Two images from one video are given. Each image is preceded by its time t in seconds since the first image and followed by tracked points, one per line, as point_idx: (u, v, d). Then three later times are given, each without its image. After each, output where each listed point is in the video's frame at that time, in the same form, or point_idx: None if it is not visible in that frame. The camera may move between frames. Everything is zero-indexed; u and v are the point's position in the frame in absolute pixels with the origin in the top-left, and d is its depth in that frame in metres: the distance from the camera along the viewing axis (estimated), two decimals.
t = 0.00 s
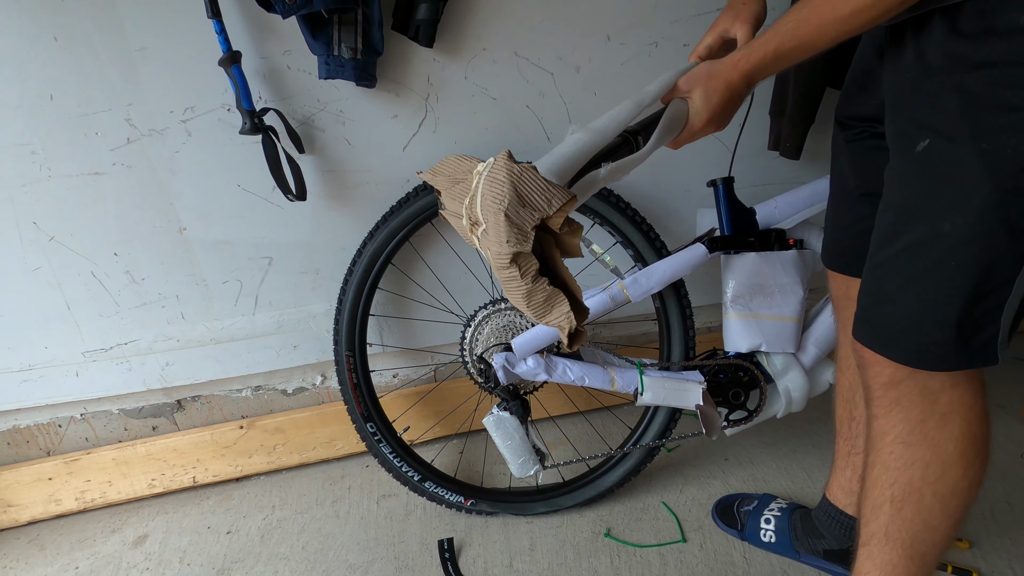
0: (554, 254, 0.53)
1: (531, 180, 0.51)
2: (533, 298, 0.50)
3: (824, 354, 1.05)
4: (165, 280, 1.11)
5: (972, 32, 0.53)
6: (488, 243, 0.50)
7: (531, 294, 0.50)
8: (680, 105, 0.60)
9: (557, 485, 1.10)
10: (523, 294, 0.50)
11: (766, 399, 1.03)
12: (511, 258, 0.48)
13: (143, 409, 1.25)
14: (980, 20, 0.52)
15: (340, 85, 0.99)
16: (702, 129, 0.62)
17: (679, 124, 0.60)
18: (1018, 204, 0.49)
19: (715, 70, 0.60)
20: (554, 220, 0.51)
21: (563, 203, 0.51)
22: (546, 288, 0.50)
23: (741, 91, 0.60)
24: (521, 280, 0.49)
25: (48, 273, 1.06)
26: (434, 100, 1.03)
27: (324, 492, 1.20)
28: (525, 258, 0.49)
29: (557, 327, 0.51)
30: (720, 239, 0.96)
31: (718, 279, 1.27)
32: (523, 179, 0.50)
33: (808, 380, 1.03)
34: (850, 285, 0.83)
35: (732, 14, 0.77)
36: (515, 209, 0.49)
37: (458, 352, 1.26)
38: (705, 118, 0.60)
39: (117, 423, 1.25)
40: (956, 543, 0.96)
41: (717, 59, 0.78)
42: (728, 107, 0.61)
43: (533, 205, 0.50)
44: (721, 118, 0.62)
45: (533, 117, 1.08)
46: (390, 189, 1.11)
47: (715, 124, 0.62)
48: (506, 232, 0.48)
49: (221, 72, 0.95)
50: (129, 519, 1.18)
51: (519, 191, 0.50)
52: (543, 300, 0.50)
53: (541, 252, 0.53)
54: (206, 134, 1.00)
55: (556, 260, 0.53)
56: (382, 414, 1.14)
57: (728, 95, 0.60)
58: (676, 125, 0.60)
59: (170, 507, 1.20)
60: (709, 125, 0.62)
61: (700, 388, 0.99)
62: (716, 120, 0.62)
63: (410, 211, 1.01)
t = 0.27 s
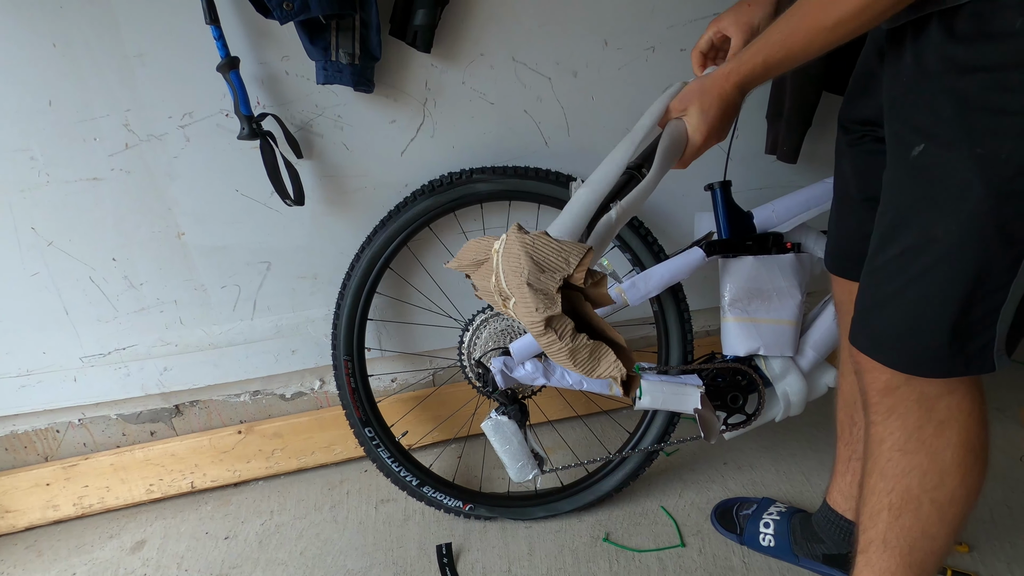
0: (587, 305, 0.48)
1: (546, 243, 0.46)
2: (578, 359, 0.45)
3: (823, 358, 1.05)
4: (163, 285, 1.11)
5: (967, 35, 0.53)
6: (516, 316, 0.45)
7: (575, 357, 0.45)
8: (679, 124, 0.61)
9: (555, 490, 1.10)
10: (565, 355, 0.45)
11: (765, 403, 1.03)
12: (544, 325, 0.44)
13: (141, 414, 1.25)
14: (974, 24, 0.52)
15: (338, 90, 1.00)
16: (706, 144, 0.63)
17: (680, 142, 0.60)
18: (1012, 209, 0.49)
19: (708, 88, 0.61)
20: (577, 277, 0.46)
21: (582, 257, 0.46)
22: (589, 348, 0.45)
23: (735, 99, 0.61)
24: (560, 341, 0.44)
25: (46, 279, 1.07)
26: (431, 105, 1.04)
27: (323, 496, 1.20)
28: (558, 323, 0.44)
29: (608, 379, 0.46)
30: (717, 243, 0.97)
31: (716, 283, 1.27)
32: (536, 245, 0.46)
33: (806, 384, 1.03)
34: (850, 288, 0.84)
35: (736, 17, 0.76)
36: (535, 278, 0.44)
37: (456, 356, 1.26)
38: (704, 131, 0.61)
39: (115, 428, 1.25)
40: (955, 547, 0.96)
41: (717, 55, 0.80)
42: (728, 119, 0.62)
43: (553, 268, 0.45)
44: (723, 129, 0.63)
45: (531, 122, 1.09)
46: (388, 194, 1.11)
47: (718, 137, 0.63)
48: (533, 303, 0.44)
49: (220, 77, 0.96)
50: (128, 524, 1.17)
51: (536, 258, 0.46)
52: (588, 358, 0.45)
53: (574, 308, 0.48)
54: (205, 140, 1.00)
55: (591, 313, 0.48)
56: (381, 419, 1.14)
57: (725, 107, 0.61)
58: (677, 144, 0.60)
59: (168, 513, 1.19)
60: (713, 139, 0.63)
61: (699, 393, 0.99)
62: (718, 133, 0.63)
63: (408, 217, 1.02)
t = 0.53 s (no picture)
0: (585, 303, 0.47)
1: (539, 247, 0.46)
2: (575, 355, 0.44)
3: (821, 364, 1.05)
4: (162, 288, 1.11)
5: (964, 42, 0.53)
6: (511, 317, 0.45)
7: (571, 352, 0.44)
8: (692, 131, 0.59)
9: (552, 495, 1.10)
10: (562, 352, 0.44)
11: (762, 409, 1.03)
12: (538, 322, 0.43)
13: (138, 416, 1.24)
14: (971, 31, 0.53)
15: (338, 94, 1.00)
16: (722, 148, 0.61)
17: (694, 148, 0.58)
18: (1005, 217, 0.49)
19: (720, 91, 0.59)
20: (568, 276, 0.45)
21: (571, 256, 0.45)
22: (584, 343, 0.44)
23: (747, 102, 0.59)
24: (555, 337, 0.44)
25: (45, 280, 1.07)
26: (430, 109, 1.04)
27: (319, 500, 1.20)
28: (551, 320, 0.44)
29: (608, 374, 0.45)
30: (716, 248, 0.97)
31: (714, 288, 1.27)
32: (528, 248, 0.46)
33: (804, 390, 1.03)
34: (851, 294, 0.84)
35: (711, 35, 0.75)
36: (526, 278, 0.44)
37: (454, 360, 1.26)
38: (718, 135, 0.59)
39: (112, 430, 1.24)
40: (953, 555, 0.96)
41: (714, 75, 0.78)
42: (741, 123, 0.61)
43: (544, 268, 0.45)
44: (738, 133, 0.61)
45: (530, 127, 1.09)
46: (386, 198, 1.12)
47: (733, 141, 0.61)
48: (523, 303, 0.43)
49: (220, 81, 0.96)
50: (123, 527, 1.17)
51: (528, 260, 0.46)
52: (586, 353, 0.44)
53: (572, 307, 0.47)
54: (204, 143, 1.01)
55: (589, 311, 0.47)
56: (378, 422, 1.14)
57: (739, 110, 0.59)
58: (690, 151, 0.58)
59: (164, 516, 1.19)
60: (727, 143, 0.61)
61: (696, 398, 0.99)
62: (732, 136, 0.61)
63: (406, 221, 1.02)
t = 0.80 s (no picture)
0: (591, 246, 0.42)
1: (543, 184, 0.43)
2: (581, 297, 0.40)
3: (815, 365, 1.05)
4: (155, 289, 1.11)
5: (955, 44, 0.53)
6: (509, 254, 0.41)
7: (576, 293, 0.40)
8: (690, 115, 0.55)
9: (547, 496, 1.10)
10: (567, 292, 0.39)
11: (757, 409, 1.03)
12: (541, 255, 0.39)
13: (131, 418, 1.24)
14: (963, 33, 0.53)
15: (333, 95, 1.00)
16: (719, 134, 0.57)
17: (691, 131, 0.54)
18: (992, 217, 0.50)
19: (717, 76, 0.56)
20: (575, 212, 0.41)
21: (578, 191, 0.42)
22: (591, 282, 0.40)
23: (744, 88, 0.57)
24: (560, 274, 0.39)
25: (37, 281, 1.06)
26: (425, 110, 1.04)
27: (314, 502, 1.19)
28: (555, 256, 0.40)
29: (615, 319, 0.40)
30: (710, 249, 0.96)
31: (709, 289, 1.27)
32: (532, 185, 0.43)
33: (798, 391, 1.03)
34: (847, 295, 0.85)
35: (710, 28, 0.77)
36: (528, 210, 0.41)
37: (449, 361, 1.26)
38: (715, 120, 0.56)
39: (105, 432, 1.24)
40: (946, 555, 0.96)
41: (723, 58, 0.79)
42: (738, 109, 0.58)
43: (548, 202, 0.41)
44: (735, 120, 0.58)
45: (525, 128, 1.09)
46: (381, 199, 1.11)
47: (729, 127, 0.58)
48: (523, 234, 0.39)
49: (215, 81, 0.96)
50: (116, 529, 1.16)
51: (531, 196, 0.42)
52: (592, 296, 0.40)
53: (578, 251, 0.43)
54: (198, 143, 1.00)
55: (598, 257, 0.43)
56: (372, 423, 1.13)
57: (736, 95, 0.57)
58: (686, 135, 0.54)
59: (158, 518, 1.18)
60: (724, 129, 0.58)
61: (690, 399, 0.99)
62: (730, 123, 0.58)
63: (401, 222, 1.02)
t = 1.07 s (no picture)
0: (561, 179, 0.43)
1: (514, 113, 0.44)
2: (546, 226, 0.41)
3: (806, 361, 1.06)
4: (146, 289, 1.10)
5: (940, 41, 0.53)
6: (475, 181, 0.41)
7: (542, 221, 0.41)
8: (675, 110, 0.54)
9: (541, 493, 1.10)
10: (533, 222, 0.40)
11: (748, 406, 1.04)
12: (508, 179, 0.40)
13: (123, 418, 1.23)
14: (948, 31, 0.53)
15: (323, 93, 1.00)
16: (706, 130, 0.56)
17: (676, 123, 0.53)
18: (975, 215, 0.50)
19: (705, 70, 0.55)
20: (546, 137, 0.42)
21: (550, 118, 0.43)
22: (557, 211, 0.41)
23: (733, 86, 0.56)
24: (526, 203, 0.40)
25: (27, 282, 1.05)
26: (416, 108, 1.04)
27: (307, 501, 1.19)
28: (521, 181, 0.40)
29: (584, 255, 0.41)
30: (702, 246, 0.97)
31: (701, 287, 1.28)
32: (501, 113, 0.44)
33: (789, 387, 1.04)
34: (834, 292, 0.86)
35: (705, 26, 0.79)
36: (495, 134, 0.41)
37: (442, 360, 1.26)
38: (701, 114, 0.54)
39: (97, 433, 1.23)
40: (935, 548, 0.97)
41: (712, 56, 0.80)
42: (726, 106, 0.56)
43: (516, 129, 0.42)
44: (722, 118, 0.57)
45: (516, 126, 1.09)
46: (373, 197, 1.11)
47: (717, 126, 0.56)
48: (488, 154, 0.40)
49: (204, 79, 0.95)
50: (108, 530, 1.16)
51: (500, 123, 0.43)
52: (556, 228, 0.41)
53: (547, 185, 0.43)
54: (187, 142, 1.00)
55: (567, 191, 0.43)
56: (366, 422, 1.13)
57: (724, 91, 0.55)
58: (672, 129, 0.53)
59: (151, 518, 1.18)
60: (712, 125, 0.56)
61: (682, 396, 0.99)
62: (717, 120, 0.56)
63: (393, 220, 1.01)
